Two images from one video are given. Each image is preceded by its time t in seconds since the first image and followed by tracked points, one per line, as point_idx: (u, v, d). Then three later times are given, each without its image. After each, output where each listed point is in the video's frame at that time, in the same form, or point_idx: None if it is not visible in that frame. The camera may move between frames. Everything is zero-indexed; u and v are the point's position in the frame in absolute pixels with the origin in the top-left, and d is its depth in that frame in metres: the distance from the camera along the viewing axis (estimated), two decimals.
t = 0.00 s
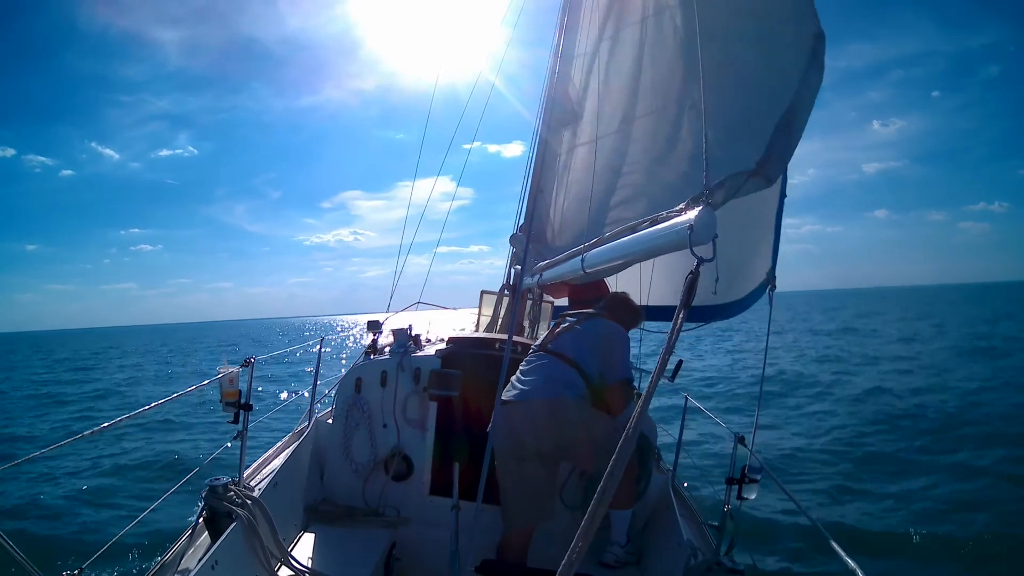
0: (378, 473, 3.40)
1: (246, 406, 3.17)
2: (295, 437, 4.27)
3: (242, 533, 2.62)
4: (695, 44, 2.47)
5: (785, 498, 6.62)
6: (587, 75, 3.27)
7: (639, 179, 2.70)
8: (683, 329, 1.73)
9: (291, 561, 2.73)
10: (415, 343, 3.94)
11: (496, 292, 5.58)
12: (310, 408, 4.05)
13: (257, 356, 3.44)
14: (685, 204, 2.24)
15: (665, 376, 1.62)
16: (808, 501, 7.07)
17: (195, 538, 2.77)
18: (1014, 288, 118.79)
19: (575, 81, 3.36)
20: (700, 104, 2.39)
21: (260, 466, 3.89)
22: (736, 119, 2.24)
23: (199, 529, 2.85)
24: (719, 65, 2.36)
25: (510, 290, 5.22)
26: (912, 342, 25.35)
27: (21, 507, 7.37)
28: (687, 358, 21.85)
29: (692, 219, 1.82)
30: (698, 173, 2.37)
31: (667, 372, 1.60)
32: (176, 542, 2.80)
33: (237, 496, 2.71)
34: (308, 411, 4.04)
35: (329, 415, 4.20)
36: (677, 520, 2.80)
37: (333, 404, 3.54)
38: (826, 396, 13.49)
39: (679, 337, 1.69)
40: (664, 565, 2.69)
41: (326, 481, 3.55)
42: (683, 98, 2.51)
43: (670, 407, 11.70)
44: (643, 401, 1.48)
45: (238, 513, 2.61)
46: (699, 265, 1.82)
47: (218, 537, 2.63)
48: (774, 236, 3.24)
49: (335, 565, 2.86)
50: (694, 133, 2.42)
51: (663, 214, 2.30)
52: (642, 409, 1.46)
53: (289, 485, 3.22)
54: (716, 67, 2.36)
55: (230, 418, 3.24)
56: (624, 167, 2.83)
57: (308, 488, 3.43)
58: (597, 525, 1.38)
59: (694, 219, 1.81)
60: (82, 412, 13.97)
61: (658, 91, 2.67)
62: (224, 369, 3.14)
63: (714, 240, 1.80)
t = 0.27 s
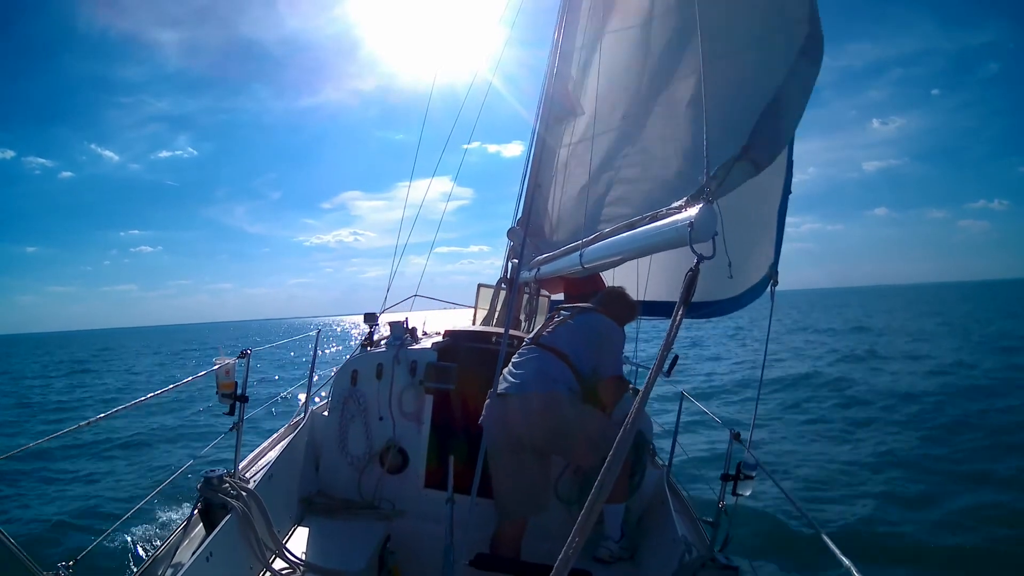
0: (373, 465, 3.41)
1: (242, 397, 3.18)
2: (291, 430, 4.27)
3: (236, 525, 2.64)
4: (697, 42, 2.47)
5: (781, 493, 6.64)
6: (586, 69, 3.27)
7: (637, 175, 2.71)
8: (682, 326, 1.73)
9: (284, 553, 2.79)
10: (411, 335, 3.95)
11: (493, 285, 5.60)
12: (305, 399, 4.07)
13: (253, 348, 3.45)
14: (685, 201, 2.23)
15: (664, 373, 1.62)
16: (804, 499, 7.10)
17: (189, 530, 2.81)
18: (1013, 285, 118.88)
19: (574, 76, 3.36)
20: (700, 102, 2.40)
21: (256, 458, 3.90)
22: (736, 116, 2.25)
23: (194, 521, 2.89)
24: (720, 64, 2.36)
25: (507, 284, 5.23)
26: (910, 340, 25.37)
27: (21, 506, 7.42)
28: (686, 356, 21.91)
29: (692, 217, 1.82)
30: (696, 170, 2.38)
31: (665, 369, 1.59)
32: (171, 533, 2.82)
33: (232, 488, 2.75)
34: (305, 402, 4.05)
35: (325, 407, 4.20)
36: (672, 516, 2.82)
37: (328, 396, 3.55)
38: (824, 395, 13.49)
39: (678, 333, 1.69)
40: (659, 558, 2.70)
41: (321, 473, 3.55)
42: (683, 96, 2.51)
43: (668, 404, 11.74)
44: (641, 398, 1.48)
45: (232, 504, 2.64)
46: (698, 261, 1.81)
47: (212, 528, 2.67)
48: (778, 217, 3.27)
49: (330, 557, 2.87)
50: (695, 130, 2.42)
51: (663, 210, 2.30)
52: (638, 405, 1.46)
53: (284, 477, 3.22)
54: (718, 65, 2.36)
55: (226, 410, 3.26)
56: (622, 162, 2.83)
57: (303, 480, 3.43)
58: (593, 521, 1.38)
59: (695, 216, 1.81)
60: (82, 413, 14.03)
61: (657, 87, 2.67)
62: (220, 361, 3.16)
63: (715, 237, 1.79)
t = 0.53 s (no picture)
0: (368, 460, 3.41)
1: (237, 391, 3.19)
2: (285, 423, 4.28)
3: (230, 519, 2.64)
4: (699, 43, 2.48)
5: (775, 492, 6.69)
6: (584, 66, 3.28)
7: (635, 174, 2.72)
8: (677, 323, 1.73)
9: (279, 547, 2.75)
10: (406, 330, 3.96)
11: (489, 281, 5.62)
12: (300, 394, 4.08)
13: (248, 341, 3.46)
14: (682, 200, 2.24)
15: (661, 371, 1.62)
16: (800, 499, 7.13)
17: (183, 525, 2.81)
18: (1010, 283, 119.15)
19: (573, 73, 3.37)
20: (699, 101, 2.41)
21: (250, 452, 3.91)
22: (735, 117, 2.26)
23: (187, 514, 2.88)
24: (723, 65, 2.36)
25: (503, 280, 5.24)
26: (904, 338, 25.46)
27: (15, 500, 7.43)
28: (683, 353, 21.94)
29: (689, 216, 1.83)
30: (695, 170, 2.39)
31: (661, 368, 1.60)
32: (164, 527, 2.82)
33: (227, 482, 2.73)
34: (299, 397, 4.06)
35: (320, 402, 4.21)
36: (666, 514, 2.84)
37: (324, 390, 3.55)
38: (820, 393, 13.55)
39: (673, 331, 1.69)
40: (652, 555, 2.72)
41: (315, 467, 3.55)
42: (682, 95, 2.52)
43: (664, 401, 11.77)
44: (637, 397, 1.49)
45: (226, 498, 2.64)
46: (694, 260, 1.82)
47: (206, 522, 2.65)
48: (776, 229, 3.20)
49: (323, 552, 2.87)
50: (693, 129, 2.43)
51: (660, 209, 2.31)
52: (634, 403, 1.46)
53: (277, 471, 3.23)
54: (721, 66, 2.35)
55: (221, 404, 3.26)
56: (618, 159, 2.85)
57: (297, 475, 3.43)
58: (589, 518, 1.38)
59: (692, 215, 1.82)
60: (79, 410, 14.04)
61: (656, 85, 2.68)
62: (216, 354, 3.16)
63: (711, 236, 1.81)
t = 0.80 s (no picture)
0: (363, 456, 3.41)
1: (233, 384, 3.18)
2: (281, 418, 4.28)
3: (225, 513, 2.64)
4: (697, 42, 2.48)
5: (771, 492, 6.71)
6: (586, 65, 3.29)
7: (634, 171, 2.71)
8: (671, 321, 1.73)
9: (272, 543, 2.77)
10: (403, 326, 3.95)
11: (488, 279, 5.61)
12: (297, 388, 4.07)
13: (246, 335, 3.47)
14: (678, 196, 2.24)
15: (651, 367, 1.62)
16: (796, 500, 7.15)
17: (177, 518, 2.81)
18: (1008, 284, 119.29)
19: (574, 72, 3.37)
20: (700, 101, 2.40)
21: (245, 446, 3.90)
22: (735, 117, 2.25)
23: (181, 508, 2.88)
24: (721, 64, 2.35)
25: (502, 278, 5.24)
26: (903, 339, 25.46)
27: (14, 492, 7.47)
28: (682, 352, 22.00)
29: (683, 212, 1.83)
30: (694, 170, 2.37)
31: (651, 365, 1.59)
32: (158, 520, 2.83)
33: (222, 475, 2.73)
34: (295, 391, 4.05)
35: (316, 397, 4.20)
36: (661, 512, 2.84)
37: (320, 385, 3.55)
38: (818, 394, 13.55)
39: (666, 328, 1.69)
40: (646, 553, 2.71)
41: (311, 462, 3.55)
42: (682, 95, 2.51)
43: (663, 399, 11.81)
44: (628, 394, 1.49)
45: (221, 491, 2.63)
46: (689, 257, 1.81)
47: (201, 515, 2.65)
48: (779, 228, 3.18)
49: (317, 547, 2.87)
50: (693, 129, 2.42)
51: (656, 205, 2.31)
52: (626, 400, 1.46)
53: (272, 465, 3.22)
54: (720, 65, 2.35)
55: (216, 397, 3.25)
56: (619, 158, 2.84)
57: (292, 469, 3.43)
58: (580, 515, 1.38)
59: (686, 212, 1.81)
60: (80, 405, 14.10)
61: (656, 84, 2.67)
62: (213, 347, 3.17)
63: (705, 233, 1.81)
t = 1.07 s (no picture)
0: (362, 452, 3.40)
1: (233, 378, 3.19)
2: (280, 414, 4.28)
3: (223, 507, 2.64)
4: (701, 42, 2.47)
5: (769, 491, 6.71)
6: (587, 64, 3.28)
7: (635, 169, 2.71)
8: (673, 321, 1.72)
9: (270, 537, 2.77)
10: (402, 323, 3.95)
11: (487, 276, 5.61)
12: (296, 384, 4.07)
13: (245, 330, 3.46)
14: (683, 198, 2.23)
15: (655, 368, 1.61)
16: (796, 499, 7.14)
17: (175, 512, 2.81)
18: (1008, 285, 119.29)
19: (576, 71, 3.37)
20: (703, 101, 2.38)
21: (244, 441, 3.90)
22: (738, 117, 2.23)
23: (179, 501, 2.89)
24: (725, 64, 2.35)
25: (502, 275, 5.24)
26: (902, 341, 25.43)
27: (11, 486, 7.46)
28: (681, 351, 21.99)
29: (688, 214, 1.82)
30: (697, 169, 2.35)
31: (654, 364, 1.58)
32: (156, 514, 2.82)
33: (220, 470, 2.74)
34: (294, 387, 4.05)
35: (315, 392, 4.20)
36: (659, 512, 2.82)
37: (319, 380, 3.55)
38: (817, 394, 13.55)
39: (669, 328, 1.68)
40: (644, 551, 2.71)
41: (309, 458, 3.54)
42: (685, 95, 2.50)
43: (662, 398, 11.80)
44: (630, 393, 1.48)
45: (219, 485, 2.64)
46: (693, 258, 1.80)
47: (198, 509, 2.66)
48: (782, 226, 3.22)
49: (315, 543, 2.86)
50: (697, 128, 2.40)
51: (660, 206, 2.30)
52: (626, 399, 1.45)
53: (270, 460, 3.21)
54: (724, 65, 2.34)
55: (216, 391, 3.26)
56: (621, 157, 2.83)
57: (289, 465, 3.42)
58: (579, 513, 1.36)
59: (691, 213, 1.81)
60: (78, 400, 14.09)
61: (658, 83, 2.67)
62: (213, 342, 3.16)
63: (709, 235, 1.80)
